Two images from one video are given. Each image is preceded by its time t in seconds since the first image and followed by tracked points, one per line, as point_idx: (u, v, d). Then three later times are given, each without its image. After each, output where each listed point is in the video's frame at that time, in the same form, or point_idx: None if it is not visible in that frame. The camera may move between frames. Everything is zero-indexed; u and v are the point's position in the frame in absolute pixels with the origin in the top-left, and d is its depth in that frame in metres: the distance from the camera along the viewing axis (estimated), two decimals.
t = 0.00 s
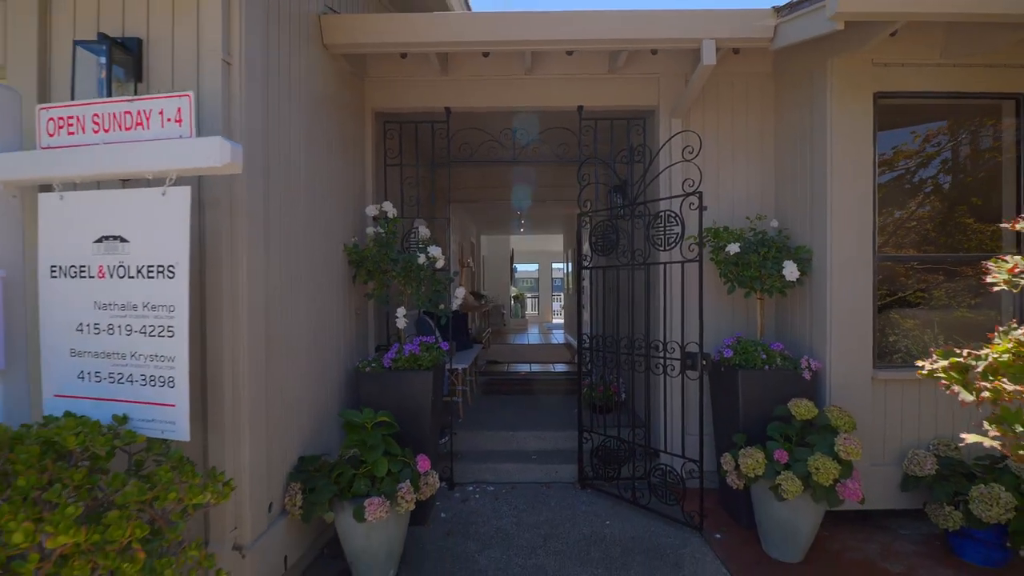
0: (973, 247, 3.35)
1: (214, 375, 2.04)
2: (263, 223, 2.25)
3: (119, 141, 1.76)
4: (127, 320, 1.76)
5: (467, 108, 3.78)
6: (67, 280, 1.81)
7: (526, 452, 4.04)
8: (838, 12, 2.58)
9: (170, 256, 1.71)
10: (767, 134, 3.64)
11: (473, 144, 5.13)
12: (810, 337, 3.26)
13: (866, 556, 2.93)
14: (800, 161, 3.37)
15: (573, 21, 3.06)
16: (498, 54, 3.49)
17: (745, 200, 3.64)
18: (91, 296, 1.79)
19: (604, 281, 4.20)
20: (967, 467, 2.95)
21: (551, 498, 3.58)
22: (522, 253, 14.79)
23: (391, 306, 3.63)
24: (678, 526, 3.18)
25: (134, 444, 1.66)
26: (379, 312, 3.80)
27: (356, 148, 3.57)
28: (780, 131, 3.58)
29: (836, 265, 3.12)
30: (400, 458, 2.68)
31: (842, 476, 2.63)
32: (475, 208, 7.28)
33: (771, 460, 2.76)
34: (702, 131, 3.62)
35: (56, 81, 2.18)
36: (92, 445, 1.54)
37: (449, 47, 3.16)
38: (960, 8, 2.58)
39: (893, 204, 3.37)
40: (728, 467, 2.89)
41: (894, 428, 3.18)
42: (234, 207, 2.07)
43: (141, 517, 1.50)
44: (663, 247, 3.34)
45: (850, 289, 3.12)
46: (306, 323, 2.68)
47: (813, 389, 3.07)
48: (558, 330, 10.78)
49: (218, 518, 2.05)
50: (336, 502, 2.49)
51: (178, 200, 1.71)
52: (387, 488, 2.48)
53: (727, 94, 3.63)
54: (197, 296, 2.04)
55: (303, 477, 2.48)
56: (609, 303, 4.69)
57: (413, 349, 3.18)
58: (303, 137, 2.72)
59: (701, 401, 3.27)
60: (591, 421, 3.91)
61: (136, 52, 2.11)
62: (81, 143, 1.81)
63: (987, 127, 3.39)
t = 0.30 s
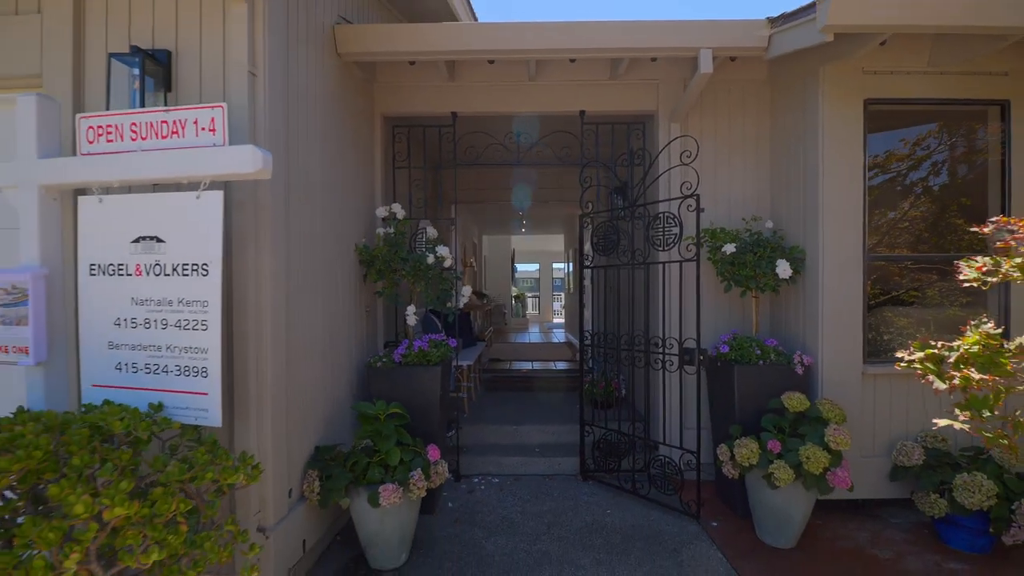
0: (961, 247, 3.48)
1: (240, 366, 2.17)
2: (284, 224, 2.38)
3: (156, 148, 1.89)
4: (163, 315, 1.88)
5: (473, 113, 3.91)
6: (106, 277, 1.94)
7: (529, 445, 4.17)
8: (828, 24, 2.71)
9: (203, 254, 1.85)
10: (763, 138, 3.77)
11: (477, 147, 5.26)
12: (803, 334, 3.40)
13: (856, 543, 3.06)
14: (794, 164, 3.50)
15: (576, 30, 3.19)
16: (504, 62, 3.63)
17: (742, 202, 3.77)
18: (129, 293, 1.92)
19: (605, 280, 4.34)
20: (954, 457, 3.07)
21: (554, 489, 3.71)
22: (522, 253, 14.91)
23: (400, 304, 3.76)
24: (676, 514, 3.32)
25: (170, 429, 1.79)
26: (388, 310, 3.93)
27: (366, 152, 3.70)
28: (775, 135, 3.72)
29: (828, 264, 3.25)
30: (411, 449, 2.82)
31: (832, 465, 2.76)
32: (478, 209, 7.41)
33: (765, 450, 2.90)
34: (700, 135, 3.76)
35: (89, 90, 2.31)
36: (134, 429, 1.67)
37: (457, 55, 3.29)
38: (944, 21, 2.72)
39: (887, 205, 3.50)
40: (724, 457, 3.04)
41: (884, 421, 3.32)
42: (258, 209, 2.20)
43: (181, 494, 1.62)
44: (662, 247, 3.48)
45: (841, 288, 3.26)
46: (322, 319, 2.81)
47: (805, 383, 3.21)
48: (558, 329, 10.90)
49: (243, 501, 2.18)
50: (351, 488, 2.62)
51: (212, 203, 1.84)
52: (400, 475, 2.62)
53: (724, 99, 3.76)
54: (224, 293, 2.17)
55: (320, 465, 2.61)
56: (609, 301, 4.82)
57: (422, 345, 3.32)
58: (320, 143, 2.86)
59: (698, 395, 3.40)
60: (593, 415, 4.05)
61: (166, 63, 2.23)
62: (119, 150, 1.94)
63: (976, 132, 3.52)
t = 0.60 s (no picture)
0: (949, 249, 3.62)
1: (263, 360, 2.32)
2: (303, 226, 2.52)
3: (188, 157, 2.03)
4: (195, 312, 2.03)
5: (478, 118, 4.05)
6: (140, 276, 2.09)
7: (532, 440, 4.31)
8: (818, 36, 2.85)
9: (233, 255, 1.99)
10: (758, 142, 3.91)
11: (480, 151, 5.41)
12: (795, 331, 3.55)
13: (845, 531, 3.21)
14: (788, 168, 3.64)
15: (578, 41, 3.33)
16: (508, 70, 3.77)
17: (737, 205, 3.91)
18: (162, 291, 2.07)
19: (605, 280, 4.49)
20: (939, 449, 3.21)
21: (557, 481, 3.85)
22: (523, 253, 15.04)
23: (408, 302, 3.91)
24: (673, 505, 3.46)
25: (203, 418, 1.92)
26: (397, 309, 4.08)
27: (375, 156, 3.84)
28: (769, 140, 3.86)
29: (819, 264, 3.39)
30: (420, 440, 2.96)
31: (821, 456, 2.91)
32: (480, 210, 7.55)
33: (758, 442, 3.04)
34: (697, 140, 3.90)
35: (118, 100, 2.44)
36: (172, 416, 1.81)
37: (464, 64, 3.44)
38: (928, 33, 2.86)
39: (878, 208, 3.65)
40: (719, 449, 3.18)
41: (874, 416, 3.46)
42: (280, 213, 2.34)
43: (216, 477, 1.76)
44: (660, 248, 3.62)
45: (832, 287, 3.40)
46: (336, 316, 2.96)
47: (797, 378, 3.35)
48: (559, 329, 11.03)
49: (266, 487, 2.33)
50: (365, 477, 2.76)
51: (241, 208, 1.99)
52: (411, 464, 2.76)
53: (721, 105, 3.90)
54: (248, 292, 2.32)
55: (335, 455, 2.75)
56: (609, 301, 4.97)
57: (430, 342, 3.46)
58: (334, 149, 3.00)
59: (695, 390, 3.55)
60: (593, 410, 4.19)
61: (192, 75, 2.37)
62: (153, 158, 2.08)
63: (964, 137, 3.66)
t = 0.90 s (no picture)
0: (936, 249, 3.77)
1: (282, 353, 2.46)
2: (319, 227, 2.67)
3: (214, 163, 2.17)
4: (221, 308, 2.17)
5: (482, 123, 4.19)
6: (169, 275, 2.23)
7: (534, 434, 4.45)
8: (807, 47, 2.99)
9: (258, 255, 2.14)
10: (752, 146, 4.06)
11: (483, 153, 5.55)
12: (787, 328, 3.69)
13: (834, 520, 3.35)
14: (780, 171, 3.79)
15: (578, 49, 3.47)
16: (511, 76, 3.91)
17: (732, 206, 4.06)
18: (190, 289, 2.21)
19: (605, 279, 4.63)
20: (924, 441, 3.35)
21: (558, 473, 3.99)
22: (523, 253, 15.17)
23: (414, 300, 4.05)
24: (670, 495, 3.60)
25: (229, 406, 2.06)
26: (403, 306, 4.22)
27: (383, 159, 3.97)
28: (763, 144, 4.00)
29: (810, 263, 3.54)
30: (427, 431, 3.10)
31: (810, 446, 3.05)
32: (482, 211, 7.68)
33: (750, 433, 3.18)
34: (693, 144, 4.04)
35: (142, 108, 2.57)
36: (202, 405, 1.95)
37: (469, 71, 3.57)
38: (913, 43, 3.00)
39: (868, 210, 3.79)
40: (713, 440, 3.33)
41: (863, 409, 3.61)
42: (298, 215, 2.49)
43: (244, 459, 1.90)
44: (658, 248, 3.77)
45: (823, 286, 3.54)
46: (348, 313, 3.10)
47: (788, 373, 3.50)
48: (559, 328, 11.16)
49: (284, 473, 2.47)
50: (376, 466, 2.91)
51: (264, 211, 2.13)
52: (420, 454, 2.91)
53: (716, 110, 4.04)
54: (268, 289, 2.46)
55: (347, 445, 2.90)
56: (609, 299, 5.11)
57: (436, 339, 3.59)
58: (345, 154, 3.14)
59: (691, 384, 3.69)
60: (593, 405, 4.33)
61: (214, 85, 2.50)
62: (181, 164, 2.21)
63: (952, 141, 3.79)
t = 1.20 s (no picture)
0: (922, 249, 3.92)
1: (298, 347, 2.61)
2: (332, 228, 2.82)
3: (237, 169, 2.32)
4: (243, 304, 2.33)
5: (485, 127, 4.34)
6: (194, 273, 2.38)
7: (534, 428, 4.60)
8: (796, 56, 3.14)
9: (277, 255, 2.29)
10: (745, 150, 4.21)
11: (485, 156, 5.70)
12: (778, 325, 3.85)
13: (823, 508, 3.50)
14: (772, 173, 3.94)
15: (578, 57, 3.62)
16: (513, 83, 4.06)
17: (726, 207, 4.21)
18: (213, 286, 2.36)
19: (603, 278, 4.78)
20: (909, 433, 3.50)
21: (558, 465, 4.14)
22: (523, 253, 15.31)
23: (420, 299, 4.20)
24: (666, 485, 3.76)
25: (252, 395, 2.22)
26: (408, 304, 4.37)
27: (389, 162, 4.12)
28: (755, 147, 4.15)
29: (800, 262, 3.69)
30: (433, 423, 3.25)
31: (798, 436, 3.21)
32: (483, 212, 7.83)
33: (741, 424, 3.34)
34: (688, 148, 4.19)
35: (165, 115, 2.72)
36: (228, 393, 2.10)
37: (473, 78, 3.72)
38: (895, 53, 3.15)
39: (857, 211, 3.94)
40: (706, 432, 3.49)
41: (851, 402, 3.76)
42: (313, 217, 2.64)
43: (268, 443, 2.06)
44: (654, 248, 3.92)
45: (812, 284, 3.70)
46: (357, 310, 3.25)
47: (778, 367, 3.65)
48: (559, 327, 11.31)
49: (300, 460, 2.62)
50: (385, 455, 3.06)
51: (284, 214, 2.28)
52: (427, 443, 3.06)
53: (710, 115, 4.19)
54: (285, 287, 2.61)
55: (358, 436, 3.05)
56: (607, 298, 5.26)
57: (442, 335, 3.77)
58: (355, 158, 3.29)
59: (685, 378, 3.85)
60: (591, 400, 4.48)
61: (234, 94, 2.65)
62: (204, 170, 2.36)
63: (938, 144, 3.93)
